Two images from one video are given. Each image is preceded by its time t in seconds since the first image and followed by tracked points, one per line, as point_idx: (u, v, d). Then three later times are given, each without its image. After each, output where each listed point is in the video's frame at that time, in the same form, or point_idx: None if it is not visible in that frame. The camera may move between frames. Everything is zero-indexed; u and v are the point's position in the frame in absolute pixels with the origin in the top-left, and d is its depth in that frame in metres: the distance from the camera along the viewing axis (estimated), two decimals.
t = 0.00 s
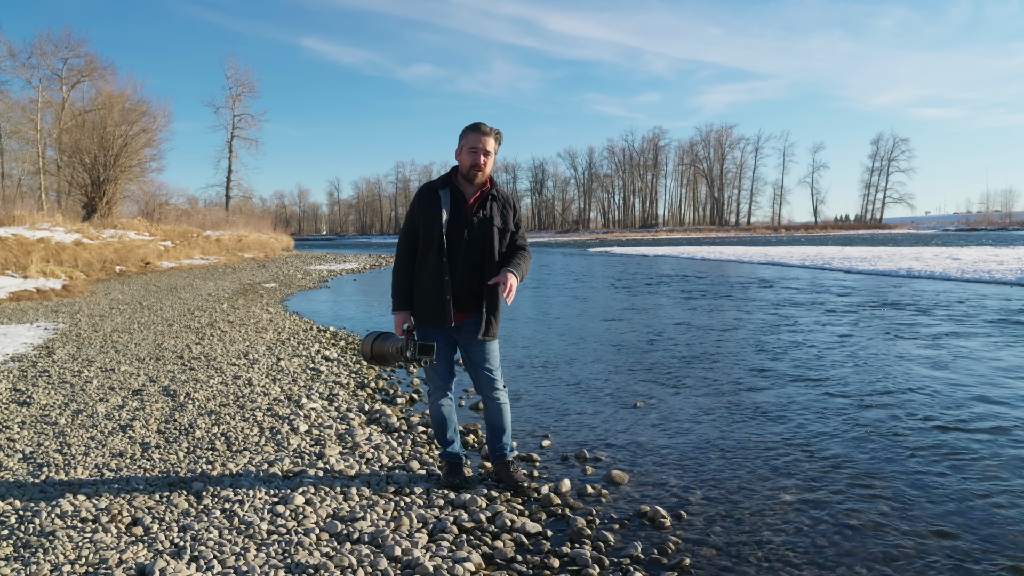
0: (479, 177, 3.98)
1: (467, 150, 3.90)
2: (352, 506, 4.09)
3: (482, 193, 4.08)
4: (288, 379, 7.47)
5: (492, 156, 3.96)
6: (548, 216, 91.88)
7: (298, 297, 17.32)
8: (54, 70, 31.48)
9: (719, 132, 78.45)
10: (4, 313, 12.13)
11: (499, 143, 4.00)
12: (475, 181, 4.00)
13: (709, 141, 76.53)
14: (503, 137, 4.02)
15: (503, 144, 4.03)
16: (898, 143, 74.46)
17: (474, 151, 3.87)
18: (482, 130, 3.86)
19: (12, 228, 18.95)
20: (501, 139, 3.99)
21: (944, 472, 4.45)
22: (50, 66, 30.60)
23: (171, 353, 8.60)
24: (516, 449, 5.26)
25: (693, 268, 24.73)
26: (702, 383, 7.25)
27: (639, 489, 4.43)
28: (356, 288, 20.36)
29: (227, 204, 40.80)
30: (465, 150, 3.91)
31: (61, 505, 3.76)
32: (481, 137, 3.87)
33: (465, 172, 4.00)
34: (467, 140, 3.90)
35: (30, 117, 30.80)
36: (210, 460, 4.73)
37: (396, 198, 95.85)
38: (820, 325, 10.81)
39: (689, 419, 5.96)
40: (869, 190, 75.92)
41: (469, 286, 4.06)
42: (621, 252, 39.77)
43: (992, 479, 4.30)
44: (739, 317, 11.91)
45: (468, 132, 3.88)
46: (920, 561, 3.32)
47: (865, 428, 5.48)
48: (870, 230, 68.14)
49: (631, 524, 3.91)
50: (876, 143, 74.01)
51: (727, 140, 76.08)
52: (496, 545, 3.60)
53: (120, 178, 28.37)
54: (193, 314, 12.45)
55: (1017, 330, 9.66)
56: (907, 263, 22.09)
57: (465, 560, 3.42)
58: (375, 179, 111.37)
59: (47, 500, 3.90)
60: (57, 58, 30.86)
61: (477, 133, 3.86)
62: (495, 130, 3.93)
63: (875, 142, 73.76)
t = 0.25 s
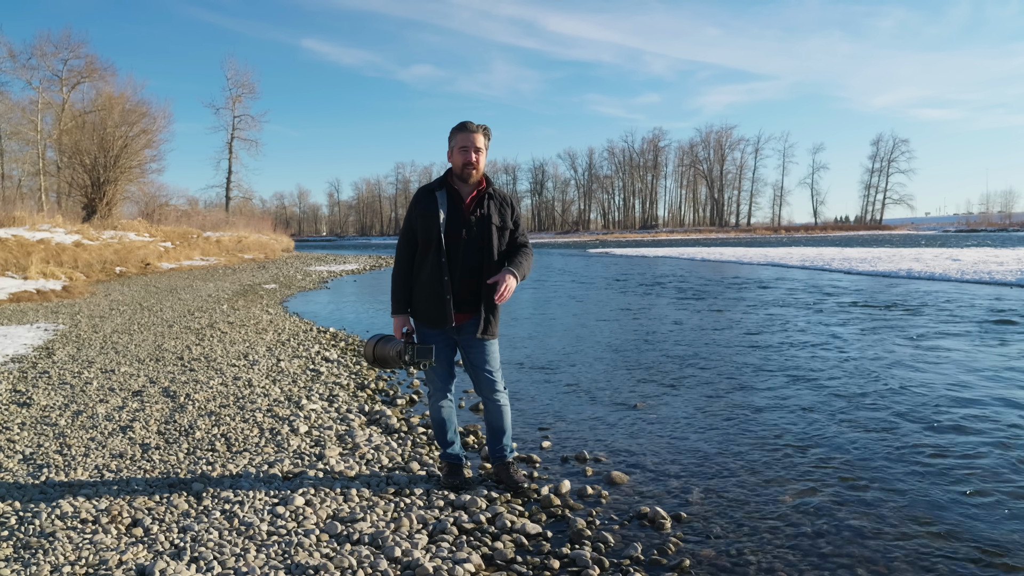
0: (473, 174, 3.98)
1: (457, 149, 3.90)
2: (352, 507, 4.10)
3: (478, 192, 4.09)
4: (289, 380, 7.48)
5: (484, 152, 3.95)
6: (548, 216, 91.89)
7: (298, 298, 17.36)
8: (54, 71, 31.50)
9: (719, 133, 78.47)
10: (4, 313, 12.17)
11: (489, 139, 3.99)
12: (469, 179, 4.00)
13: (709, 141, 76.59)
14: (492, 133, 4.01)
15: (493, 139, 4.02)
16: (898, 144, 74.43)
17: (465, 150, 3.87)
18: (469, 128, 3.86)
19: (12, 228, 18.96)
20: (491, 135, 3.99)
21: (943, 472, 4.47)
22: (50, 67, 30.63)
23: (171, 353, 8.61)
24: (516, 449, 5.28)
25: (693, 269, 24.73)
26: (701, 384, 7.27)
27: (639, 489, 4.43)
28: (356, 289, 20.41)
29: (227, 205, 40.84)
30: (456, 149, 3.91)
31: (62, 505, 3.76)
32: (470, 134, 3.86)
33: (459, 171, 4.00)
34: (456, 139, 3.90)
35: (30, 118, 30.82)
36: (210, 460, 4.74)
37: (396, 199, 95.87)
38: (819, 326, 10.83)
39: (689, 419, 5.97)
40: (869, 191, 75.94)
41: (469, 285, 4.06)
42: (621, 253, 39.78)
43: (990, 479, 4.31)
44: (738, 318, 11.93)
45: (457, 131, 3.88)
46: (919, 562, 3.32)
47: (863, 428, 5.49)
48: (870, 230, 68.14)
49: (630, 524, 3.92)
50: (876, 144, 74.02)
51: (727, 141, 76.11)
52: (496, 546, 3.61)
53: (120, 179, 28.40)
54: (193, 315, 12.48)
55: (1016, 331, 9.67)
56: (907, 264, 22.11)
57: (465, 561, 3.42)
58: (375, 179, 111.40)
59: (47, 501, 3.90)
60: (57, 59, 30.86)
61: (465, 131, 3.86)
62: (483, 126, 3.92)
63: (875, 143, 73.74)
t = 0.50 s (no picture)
0: (470, 174, 3.98)
1: (453, 148, 3.90)
2: (352, 506, 4.10)
3: (475, 190, 4.09)
4: (289, 380, 7.47)
5: (481, 151, 3.95)
6: (548, 216, 91.88)
7: (298, 297, 17.37)
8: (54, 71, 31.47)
9: (719, 132, 78.43)
10: (4, 313, 12.18)
11: (486, 138, 3.99)
12: (466, 178, 4.00)
13: (709, 141, 76.57)
14: (489, 132, 4.01)
15: (489, 139, 4.02)
16: (898, 143, 74.34)
17: (460, 149, 3.87)
18: (466, 127, 3.86)
19: (12, 228, 18.95)
20: (487, 134, 3.99)
21: (944, 472, 4.46)
22: (50, 67, 30.63)
23: (171, 353, 8.60)
24: (517, 449, 5.27)
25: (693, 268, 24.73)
26: (701, 383, 7.26)
27: (639, 489, 4.43)
28: (356, 288, 20.42)
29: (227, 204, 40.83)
30: (452, 149, 3.91)
31: (62, 505, 3.76)
32: (466, 134, 3.86)
33: (455, 170, 4.00)
34: (452, 139, 3.90)
35: (30, 118, 30.80)
36: (210, 460, 4.74)
37: (396, 198, 95.83)
38: (820, 325, 10.81)
39: (689, 419, 5.96)
40: (869, 190, 75.89)
41: (468, 284, 4.06)
42: (621, 252, 39.77)
43: (991, 479, 4.30)
44: (739, 318, 11.92)
45: (452, 130, 3.89)
46: (920, 561, 3.32)
47: (864, 428, 5.48)
48: (870, 230, 68.15)
49: (630, 524, 3.92)
50: (876, 143, 73.98)
51: (727, 141, 76.08)
52: (496, 546, 3.61)
53: (120, 179, 28.40)
54: (193, 314, 12.49)
55: (1017, 330, 9.66)
56: (907, 263, 22.08)
57: (465, 561, 3.42)
58: (375, 179, 111.38)
59: (47, 501, 3.90)
60: (57, 59, 30.82)
61: (462, 130, 3.86)
62: (479, 125, 3.93)
63: (875, 143, 73.68)
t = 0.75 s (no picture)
0: (470, 173, 3.98)
1: (455, 148, 3.90)
2: (352, 506, 4.10)
3: (474, 189, 4.09)
4: (288, 380, 7.46)
5: (481, 151, 3.96)
6: (548, 216, 91.87)
7: (298, 297, 17.36)
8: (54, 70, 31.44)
9: (719, 132, 78.39)
10: (4, 313, 12.17)
11: (487, 139, 3.99)
12: (466, 177, 3.99)
13: (709, 141, 76.54)
14: (490, 132, 4.01)
15: (490, 139, 4.03)
16: (898, 143, 74.27)
17: (462, 148, 3.87)
18: (468, 127, 3.86)
19: (12, 228, 18.95)
20: (488, 134, 3.99)
21: (945, 472, 4.45)
22: (50, 67, 30.63)
23: (171, 353, 8.60)
24: (517, 449, 5.27)
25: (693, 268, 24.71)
26: (702, 383, 7.26)
27: (639, 489, 4.43)
28: (356, 288, 20.41)
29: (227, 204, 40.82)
30: (453, 148, 3.90)
31: (62, 505, 3.76)
32: (467, 133, 3.87)
33: (455, 169, 4.00)
34: (454, 138, 3.90)
35: (30, 118, 30.78)
36: (210, 460, 4.73)
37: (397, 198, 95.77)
38: (820, 325, 10.80)
39: (690, 419, 5.95)
40: (869, 190, 75.84)
41: (467, 283, 4.06)
42: (621, 252, 39.75)
43: (991, 479, 4.30)
44: (739, 317, 11.91)
45: (454, 129, 3.88)
46: (920, 561, 3.32)
47: (865, 428, 5.48)
48: (870, 230, 68.14)
49: (631, 524, 3.91)
50: (875, 143, 73.90)
51: (727, 141, 76.03)
52: (496, 545, 3.60)
53: (120, 179, 28.39)
54: (193, 314, 12.49)
55: (1017, 330, 9.64)
56: (907, 263, 22.05)
57: (465, 560, 3.42)
58: (375, 179, 111.34)
59: (47, 501, 3.91)
60: (57, 58, 30.77)
61: (464, 129, 3.86)
62: (480, 125, 3.93)
63: (875, 142, 73.60)
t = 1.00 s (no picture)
0: (473, 175, 3.98)
1: (460, 149, 3.89)
2: (352, 507, 4.10)
3: (477, 191, 4.08)
4: (288, 380, 7.47)
5: (485, 153, 3.96)
6: (548, 216, 91.90)
7: (298, 297, 17.37)
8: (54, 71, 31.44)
9: (720, 132, 78.40)
10: (4, 313, 12.18)
11: (491, 141, 3.99)
12: (468, 180, 3.99)
13: (709, 141, 76.56)
14: (495, 135, 4.01)
15: (495, 142, 4.03)
16: (898, 143, 74.23)
17: (467, 149, 3.87)
18: (473, 129, 3.85)
19: (12, 228, 18.94)
20: (492, 136, 3.99)
21: (944, 472, 4.45)
22: (50, 67, 30.63)
23: (171, 353, 8.60)
24: (517, 449, 5.27)
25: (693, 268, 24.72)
26: (702, 383, 7.26)
27: (639, 489, 4.43)
28: (356, 288, 20.42)
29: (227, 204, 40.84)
30: (458, 149, 3.90)
31: (62, 505, 3.76)
32: (473, 136, 3.87)
33: (458, 171, 4.00)
34: (459, 139, 3.90)
35: (30, 118, 30.78)
36: (210, 460, 4.74)
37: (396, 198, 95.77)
38: (820, 326, 10.81)
39: (690, 419, 5.96)
40: (869, 190, 75.83)
41: (467, 285, 4.05)
42: (621, 252, 39.75)
43: (991, 479, 4.30)
44: (739, 318, 11.91)
45: (460, 130, 3.88)
46: (920, 562, 3.32)
47: (865, 428, 5.48)
48: (870, 230, 68.16)
49: (630, 524, 3.92)
50: (875, 144, 73.90)
51: (727, 141, 76.04)
52: (496, 546, 3.61)
53: (120, 179, 28.39)
54: (193, 314, 12.50)
55: (1017, 330, 9.65)
56: (907, 263, 22.06)
57: (465, 560, 3.42)
58: (375, 179, 111.33)
59: (47, 501, 3.90)
60: (57, 58, 30.77)
61: (469, 132, 3.85)
62: (486, 128, 3.93)
63: (875, 143, 73.55)
